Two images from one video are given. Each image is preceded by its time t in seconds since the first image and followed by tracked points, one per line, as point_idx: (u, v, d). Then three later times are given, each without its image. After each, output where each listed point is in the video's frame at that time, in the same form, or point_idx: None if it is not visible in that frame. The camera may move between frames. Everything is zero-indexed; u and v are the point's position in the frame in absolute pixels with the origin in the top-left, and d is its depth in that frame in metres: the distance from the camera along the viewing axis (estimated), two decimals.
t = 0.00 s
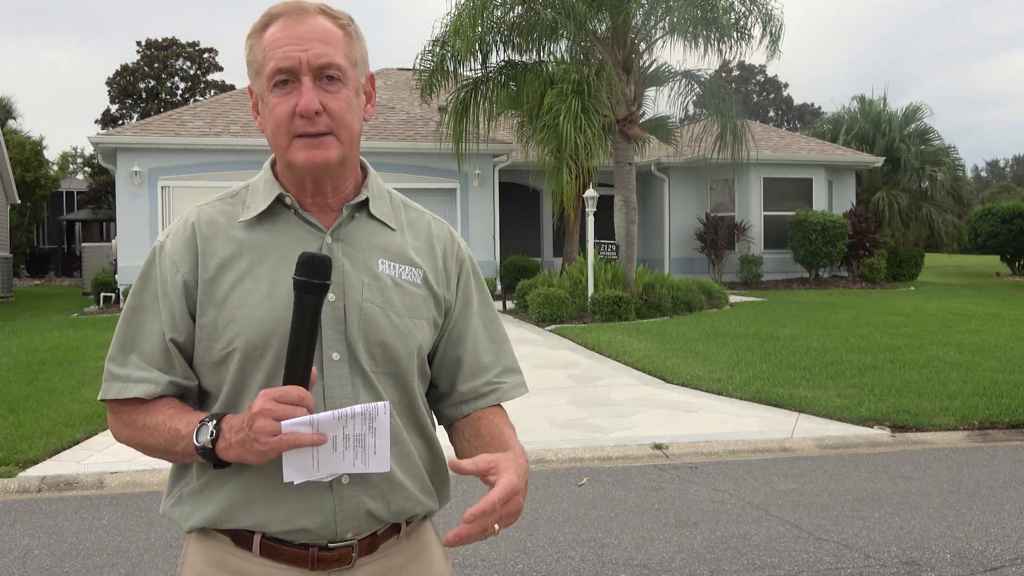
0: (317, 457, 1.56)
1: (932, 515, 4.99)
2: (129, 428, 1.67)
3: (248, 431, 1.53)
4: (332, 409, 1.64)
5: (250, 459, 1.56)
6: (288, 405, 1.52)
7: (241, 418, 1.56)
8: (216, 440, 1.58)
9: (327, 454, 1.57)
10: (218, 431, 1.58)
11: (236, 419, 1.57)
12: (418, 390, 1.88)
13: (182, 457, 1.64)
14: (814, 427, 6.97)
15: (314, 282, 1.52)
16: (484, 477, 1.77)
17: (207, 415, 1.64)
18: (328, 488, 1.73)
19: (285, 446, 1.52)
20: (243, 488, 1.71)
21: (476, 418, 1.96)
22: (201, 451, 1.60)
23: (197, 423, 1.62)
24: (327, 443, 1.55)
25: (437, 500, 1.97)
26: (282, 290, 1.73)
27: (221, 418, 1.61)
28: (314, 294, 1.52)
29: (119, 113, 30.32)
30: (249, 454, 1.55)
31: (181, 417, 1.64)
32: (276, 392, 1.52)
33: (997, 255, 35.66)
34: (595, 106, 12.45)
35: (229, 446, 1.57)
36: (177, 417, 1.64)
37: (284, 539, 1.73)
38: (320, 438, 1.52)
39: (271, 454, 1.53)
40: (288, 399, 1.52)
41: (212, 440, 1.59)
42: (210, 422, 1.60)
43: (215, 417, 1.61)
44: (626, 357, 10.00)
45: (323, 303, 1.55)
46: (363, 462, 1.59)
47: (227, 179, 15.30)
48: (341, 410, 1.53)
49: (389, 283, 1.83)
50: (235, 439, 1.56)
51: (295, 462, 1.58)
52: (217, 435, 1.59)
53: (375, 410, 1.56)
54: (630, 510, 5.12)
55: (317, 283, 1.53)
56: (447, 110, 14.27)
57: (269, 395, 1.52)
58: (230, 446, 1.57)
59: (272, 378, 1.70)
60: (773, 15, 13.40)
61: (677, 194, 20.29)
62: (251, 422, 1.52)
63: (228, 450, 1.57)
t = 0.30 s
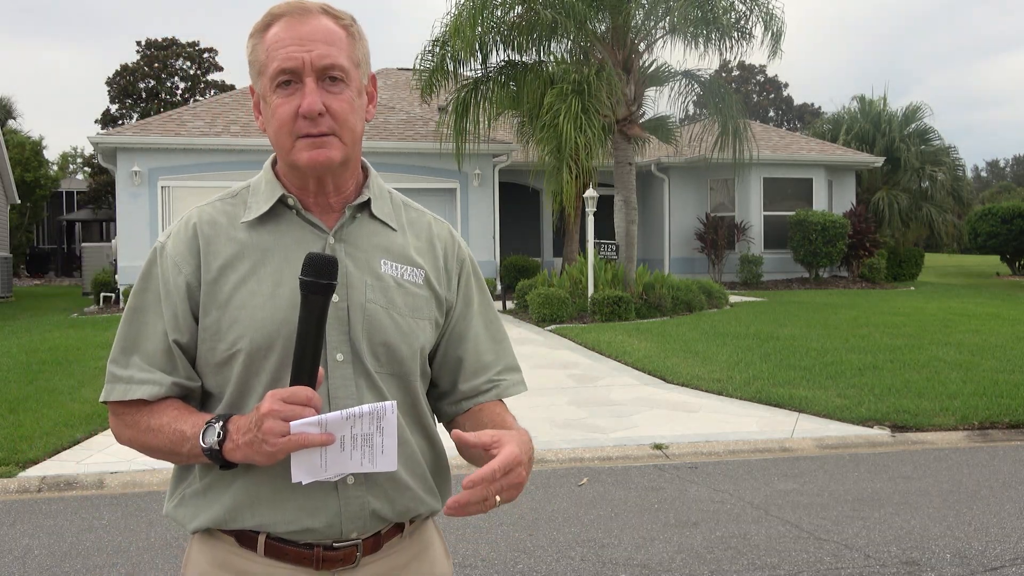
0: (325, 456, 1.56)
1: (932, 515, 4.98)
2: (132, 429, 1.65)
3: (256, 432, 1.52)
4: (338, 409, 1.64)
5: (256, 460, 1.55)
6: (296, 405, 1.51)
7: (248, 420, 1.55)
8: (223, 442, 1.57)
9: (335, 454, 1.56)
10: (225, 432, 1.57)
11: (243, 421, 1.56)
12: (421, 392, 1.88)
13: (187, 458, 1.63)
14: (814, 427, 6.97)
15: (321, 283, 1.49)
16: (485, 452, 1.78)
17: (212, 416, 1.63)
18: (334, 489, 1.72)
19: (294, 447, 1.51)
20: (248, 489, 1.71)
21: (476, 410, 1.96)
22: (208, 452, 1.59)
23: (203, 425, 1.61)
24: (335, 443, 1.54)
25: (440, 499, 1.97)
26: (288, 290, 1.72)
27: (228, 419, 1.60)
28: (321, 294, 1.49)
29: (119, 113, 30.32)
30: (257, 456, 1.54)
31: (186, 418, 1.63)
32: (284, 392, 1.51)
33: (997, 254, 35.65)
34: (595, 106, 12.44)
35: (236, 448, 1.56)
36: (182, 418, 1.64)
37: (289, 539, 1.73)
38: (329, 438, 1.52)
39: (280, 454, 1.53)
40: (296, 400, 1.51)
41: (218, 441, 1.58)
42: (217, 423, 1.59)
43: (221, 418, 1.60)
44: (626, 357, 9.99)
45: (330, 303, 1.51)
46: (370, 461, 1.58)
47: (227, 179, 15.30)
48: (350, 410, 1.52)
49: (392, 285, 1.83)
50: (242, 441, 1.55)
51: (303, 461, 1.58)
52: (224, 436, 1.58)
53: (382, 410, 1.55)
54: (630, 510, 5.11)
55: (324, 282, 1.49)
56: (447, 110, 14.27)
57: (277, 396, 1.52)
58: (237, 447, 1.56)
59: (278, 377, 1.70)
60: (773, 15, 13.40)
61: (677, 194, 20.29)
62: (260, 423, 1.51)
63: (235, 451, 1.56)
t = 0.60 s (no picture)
0: (329, 453, 1.56)
1: (932, 515, 4.98)
2: (134, 428, 1.65)
3: (261, 428, 1.52)
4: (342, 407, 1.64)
5: (262, 456, 1.55)
6: (301, 401, 1.51)
7: (253, 416, 1.55)
8: (228, 438, 1.57)
9: (340, 451, 1.56)
10: (229, 429, 1.57)
11: (248, 417, 1.56)
12: (424, 392, 1.88)
13: (191, 455, 1.63)
14: (814, 427, 6.96)
15: (326, 280, 1.47)
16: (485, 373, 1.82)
17: (216, 414, 1.63)
18: (337, 488, 1.72)
19: (300, 444, 1.51)
20: (252, 487, 1.71)
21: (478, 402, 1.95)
22: (212, 449, 1.59)
23: (207, 422, 1.61)
24: (340, 439, 1.55)
25: (442, 497, 1.97)
26: (290, 290, 1.72)
27: (231, 416, 1.60)
28: (325, 290, 1.47)
29: (119, 114, 30.31)
30: (263, 452, 1.54)
31: (189, 417, 1.63)
32: (289, 389, 1.51)
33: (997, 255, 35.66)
34: (595, 106, 12.44)
35: (241, 444, 1.56)
36: (185, 416, 1.63)
37: (293, 539, 1.72)
38: (333, 434, 1.52)
39: (286, 450, 1.53)
40: (302, 396, 1.50)
41: (223, 438, 1.58)
42: (220, 421, 1.59)
43: (225, 416, 1.60)
44: (626, 357, 9.99)
45: (334, 300, 1.49)
46: (375, 458, 1.58)
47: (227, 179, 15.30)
48: (355, 406, 1.52)
49: (394, 283, 1.83)
50: (248, 437, 1.55)
51: (309, 458, 1.57)
52: (228, 433, 1.58)
53: (387, 406, 1.56)
54: (630, 510, 5.11)
55: (329, 278, 1.47)
56: (447, 110, 14.27)
57: (281, 392, 1.51)
58: (242, 444, 1.56)
59: (283, 376, 1.69)
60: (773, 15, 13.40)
61: (677, 194, 20.28)
62: (265, 420, 1.51)
63: (241, 448, 1.57)
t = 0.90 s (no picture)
0: (333, 451, 1.56)
1: (932, 515, 4.98)
2: (139, 425, 1.65)
3: (266, 425, 1.52)
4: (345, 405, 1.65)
5: (266, 454, 1.55)
6: (306, 398, 1.51)
7: (257, 414, 1.55)
8: (231, 436, 1.57)
9: (344, 448, 1.57)
10: (234, 426, 1.57)
11: (252, 414, 1.56)
12: (427, 393, 1.89)
13: (194, 453, 1.63)
14: (814, 427, 6.97)
15: (332, 277, 1.49)
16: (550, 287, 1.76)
17: (219, 411, 1.63)
18: (340, 487, 1.73)
19: (304, 440, 1.51)
20: (256, 485, 1.71)
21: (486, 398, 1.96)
22: (215, 446, 1.59)
23: (211, 419, 1.61)
24: (345, 437, 1.55)
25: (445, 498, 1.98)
26: (295, 290, 1.72)
27: (235, 413, 1.59)
28: (331, 288, 1.50)
29: (119, 113, 30.33)
30: (267, 449, 1.54)
31: (193, 413, 1.63)
32: (295, 386, 1.50)
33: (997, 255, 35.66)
34: (595, 106, 12.45)
35: (245, 441, 1.56)
36: (189, 413, 1.64)
37: (295, 538, 1.73)
38: (338, 432, 1.52)
39: (290, 448, 1.52)
40: (306, 394, 1.50)
41: (226, 435, 1.57)
42: (225, 418, 1.59)
43: (229, 413, 1.60)
44: (626, 357, 9.99)
45: (340, 297, 1.51)
46: (378, 456, 1.59)
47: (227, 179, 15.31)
48: (360, 403, 1.53)
49: (399, 284, 1.83)
50: (251, 435, 1.55)
51: (313, 456, 1.58)
52: (233, 430, 1.57)
53: (391, 404, 1.57)
54: (630, 510, 5.12)
55: (335, 276, 1.50)
56: (447, 110, 14.27)
57: (288, 389, 1.51)
58: (246, 441, 1.56)
59: (287, 373, 1.70)
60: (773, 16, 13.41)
61: (677, 194, 20.29)
62: (270, 417, 1.50)
63: (244, 445, 1.56)
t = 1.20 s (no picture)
0: (337, 453, 1.56)
1: (933, 515, 4.98)
2: (143, 421, 1.66)
3: (269, 426, 1.51)
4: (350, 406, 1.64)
5: (268, 455, 1.55)
6: (310, 400, 1.50)
7: (261, 414, 1.55)
8: (235, 435, 1.57)
9: (347, 451, 1.57)
10: (237, 425, 1.57)
11: (256, 415, 1.56)
12: (430, 396, 1.89)
13: (198, 451, 1.63)
14: (814, 427, 6.96)
15: (338, 279, 1.46)
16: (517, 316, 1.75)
17: (224, 410, 1.63)
18: (343, 488, 1.73)
19: (307, 442, 1.50)
20: (260, 485, 1.71)
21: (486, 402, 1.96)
22: (219, 445, 1.59)
23: (215, 418, 1.61)
24: (347, 439, 1.55)
25: (449, 500, 1.98)
26: (302, 290, 1.72)
27: (239, 413, 1.59)
28: (338, 291, 1.46)
29: (118, 114, 30.34)
30: (269, 449, 1.54)
31: (198, 411, 1.63)
32: (298, 387, 1.50)
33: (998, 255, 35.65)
34: (595, 105, 12.44)
35: (248, 441, 1.56)
36: (194, 411, 1.64)
37: (299, 539, 1.73)
38: (341, 434, 1.52)
39: (293, 449, 1.52)
40: (309, 395, 1.50)
41: (230, 434, 1.57)
42: (228, 417, 1.59)
43: (232, 412, 1.60)
44: (626, 357, 9.99)
45: (346, 300, 1.48)
46: (381, 458, 1.59)
47: (227, 179, 15.31)
48: (363, 406, 1.52)
49: (405, 286, 1.83)
50: (255, 434, 1.55)
51: (316, 458, 1.58)
52: (236, 430, 1.57)
53: (396, 407, 1.56)
54: (630, 510, 5.11)
55: (341, 279, 1.46)
56: (447, 110, 14.26)
57: (290, 390, 1.50)
58: (250, 440, 1.56)
59: (292, 373, 1.70)
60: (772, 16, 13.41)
61: (677, 194, 20.29)
62: (273, 418, 1.50)
63: (247, 445, 1.56)
